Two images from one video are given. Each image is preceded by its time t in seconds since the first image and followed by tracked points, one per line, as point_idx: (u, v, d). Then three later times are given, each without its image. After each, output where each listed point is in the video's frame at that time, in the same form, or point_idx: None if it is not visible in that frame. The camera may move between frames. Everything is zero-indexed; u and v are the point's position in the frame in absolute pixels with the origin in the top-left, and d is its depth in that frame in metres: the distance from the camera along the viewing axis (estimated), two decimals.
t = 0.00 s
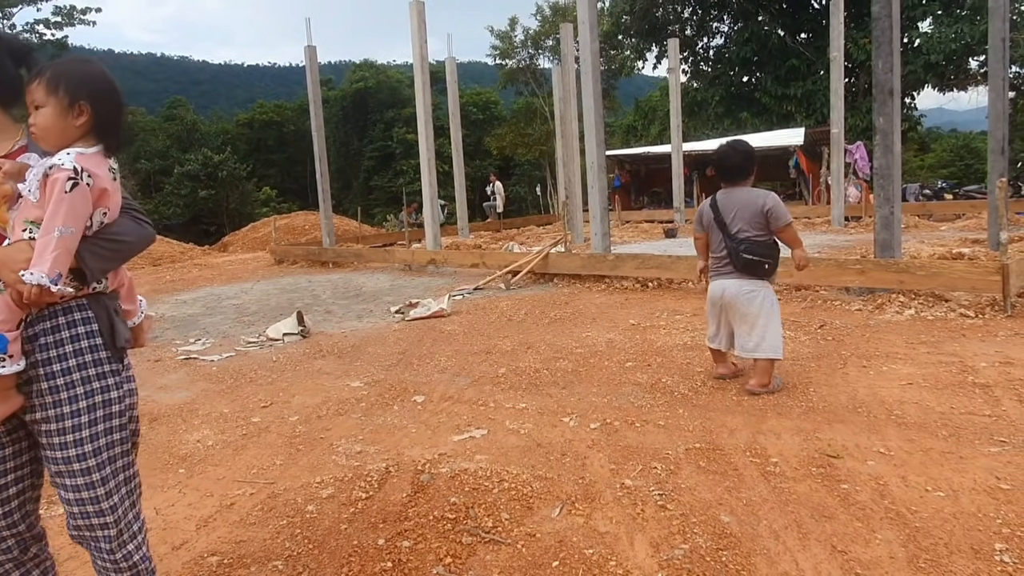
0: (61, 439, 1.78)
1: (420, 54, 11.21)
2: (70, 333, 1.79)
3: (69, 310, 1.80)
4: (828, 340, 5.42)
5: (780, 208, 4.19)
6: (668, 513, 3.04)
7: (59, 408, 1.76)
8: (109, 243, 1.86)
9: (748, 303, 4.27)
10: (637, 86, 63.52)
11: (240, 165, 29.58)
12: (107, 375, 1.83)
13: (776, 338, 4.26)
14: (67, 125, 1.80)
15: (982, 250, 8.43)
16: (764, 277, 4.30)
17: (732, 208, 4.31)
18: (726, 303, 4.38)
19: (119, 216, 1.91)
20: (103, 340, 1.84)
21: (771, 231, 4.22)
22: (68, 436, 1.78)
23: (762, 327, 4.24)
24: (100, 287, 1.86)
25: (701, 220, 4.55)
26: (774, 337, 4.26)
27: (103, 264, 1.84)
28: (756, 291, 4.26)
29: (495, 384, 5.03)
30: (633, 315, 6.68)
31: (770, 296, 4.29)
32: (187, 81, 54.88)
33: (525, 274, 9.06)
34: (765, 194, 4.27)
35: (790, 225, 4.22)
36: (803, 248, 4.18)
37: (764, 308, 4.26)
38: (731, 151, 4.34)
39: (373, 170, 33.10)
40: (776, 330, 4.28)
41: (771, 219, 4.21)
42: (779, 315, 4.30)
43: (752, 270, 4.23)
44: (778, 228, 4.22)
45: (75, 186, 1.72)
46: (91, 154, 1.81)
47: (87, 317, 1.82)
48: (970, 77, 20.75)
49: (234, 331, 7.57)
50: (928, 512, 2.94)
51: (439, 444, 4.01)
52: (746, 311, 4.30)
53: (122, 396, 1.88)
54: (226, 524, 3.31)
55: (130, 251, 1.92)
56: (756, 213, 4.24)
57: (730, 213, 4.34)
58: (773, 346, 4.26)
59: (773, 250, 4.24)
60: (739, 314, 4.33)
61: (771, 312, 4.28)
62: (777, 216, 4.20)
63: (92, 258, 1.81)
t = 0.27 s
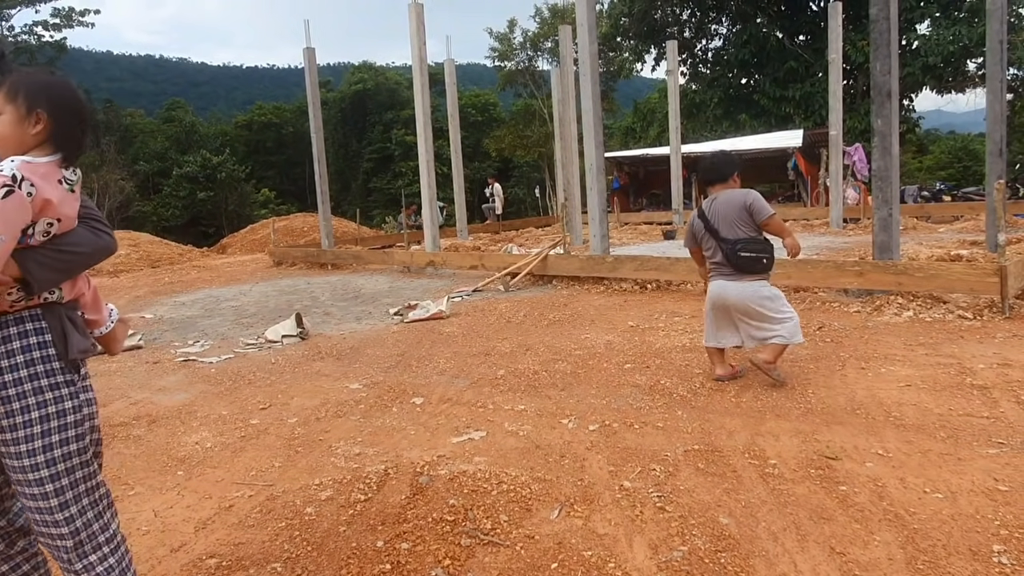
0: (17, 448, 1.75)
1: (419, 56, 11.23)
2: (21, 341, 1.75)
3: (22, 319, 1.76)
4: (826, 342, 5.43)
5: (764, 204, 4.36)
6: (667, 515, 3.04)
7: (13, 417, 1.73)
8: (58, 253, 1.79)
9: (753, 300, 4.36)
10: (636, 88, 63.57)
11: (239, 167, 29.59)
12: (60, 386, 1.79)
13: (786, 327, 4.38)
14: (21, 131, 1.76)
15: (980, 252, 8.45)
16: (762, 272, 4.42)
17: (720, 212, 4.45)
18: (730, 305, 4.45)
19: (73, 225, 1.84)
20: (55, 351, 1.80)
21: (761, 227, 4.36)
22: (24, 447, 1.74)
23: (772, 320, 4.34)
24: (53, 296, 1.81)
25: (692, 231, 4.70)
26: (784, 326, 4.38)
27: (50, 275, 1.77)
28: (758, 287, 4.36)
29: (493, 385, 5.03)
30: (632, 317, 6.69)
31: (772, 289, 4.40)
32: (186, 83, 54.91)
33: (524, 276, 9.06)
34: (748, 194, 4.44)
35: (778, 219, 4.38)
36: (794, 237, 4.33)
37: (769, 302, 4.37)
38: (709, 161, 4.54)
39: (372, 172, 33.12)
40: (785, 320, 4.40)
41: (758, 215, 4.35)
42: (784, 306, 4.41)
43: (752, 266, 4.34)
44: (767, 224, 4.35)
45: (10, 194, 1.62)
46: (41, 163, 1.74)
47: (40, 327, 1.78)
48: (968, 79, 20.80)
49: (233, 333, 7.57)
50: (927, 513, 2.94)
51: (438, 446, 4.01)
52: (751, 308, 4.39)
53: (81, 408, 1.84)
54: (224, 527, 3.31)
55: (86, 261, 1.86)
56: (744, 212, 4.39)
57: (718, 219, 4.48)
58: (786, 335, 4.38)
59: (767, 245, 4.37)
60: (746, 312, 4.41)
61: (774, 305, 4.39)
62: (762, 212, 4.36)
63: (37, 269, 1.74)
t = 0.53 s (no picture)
0: None
1: (419, 56, 11.23)
2: None
3: None
4: (825, 342, 5.43)
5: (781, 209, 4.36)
6: (666, 515, 3.05)
7: None
8: (26, 255, 1.78)
9: (756, 303, 4.39)
10: (635, 89, 63.62)
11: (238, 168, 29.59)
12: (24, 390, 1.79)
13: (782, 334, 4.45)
14: None
15: (979, 251, 8.46)
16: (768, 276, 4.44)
17: (735, 212, 4.46)
18: (733, 304, 4.48)
19: (42, 230, 1.83)
20: (19, 351, 1.79)
21: (774, 232, 4.38)
22: None
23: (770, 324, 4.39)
24: (25, 298, 1.81)
25: (705, 225, 4.69)
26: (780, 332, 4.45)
27: (14, 278, 1.75)
28: (763, 290, 4.39)
29: (493, 386, 5.03)
30: (631, 317, 6.69)
31: (775, 295, 4.44)
32: (185, 84, 54.95)
33: (523, 277, 9.06)
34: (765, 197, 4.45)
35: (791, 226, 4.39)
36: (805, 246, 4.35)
37: (772, 305, 4.40)
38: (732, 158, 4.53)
39: (372, 173, 33.12)
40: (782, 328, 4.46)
41: (772, 219, 4.35)
42: (785, 312, 4.44)
43: (759, 269, 4.36)
44: (779, 229, 4.36)
45: None
46: None
47: (8, 328, 1.78)
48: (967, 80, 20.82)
49: (232, 334, 7.57)
50: (926, 512, 2.94)
51: (437, 447, 4.00)
52: (753, 310, 4.43)
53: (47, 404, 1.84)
54: (224, 527, 3.30)
55: (60, 264, 1.86)
56: (759, 214, 4.39)
57: (733, 217, 4.49)
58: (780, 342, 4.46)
59: (777, 250, 4.38)
60: (746, 314, 4.44)
61: (776, 311, 4.42)
62: (779, 216, 4.36)
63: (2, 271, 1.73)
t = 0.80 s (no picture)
0: None
1: (419, 57, 11.22)
2: None
3: None
4: (827, 342, 5.42)
5: (813, 218, 4.39)
6: (668, 515, 3.04)
7: None
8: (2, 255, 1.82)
9: (770, 302, 4.48)
10: (635, 89, 63.58)
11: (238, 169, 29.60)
12: None
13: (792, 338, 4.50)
14: None
15: (980, 251, 8.45)
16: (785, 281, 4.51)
17: (768, 211, 4.50)
18: (748, 298, 4.59)
19: (16, 230, 1.88)
20: None
21: (800, 239, 4.43)
22: None
23: (781, 326, 4.47)
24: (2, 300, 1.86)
25: (737, 217, 4.76)
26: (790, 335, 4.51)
27: None
28: (778, 291, 4.48)
29: (494, 387, 5.02)
30: (632, 318, 6.68)
31: (790, 299, 4.51)
32: (185, 85, 54.97)
33: (524, 277, 9.06)
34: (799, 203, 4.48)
35: (818, 236, 4.42)
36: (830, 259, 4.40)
37: (785, 308, 4.49)
38: (778, 157, 4.53)
39: (372, 174, 33.13)
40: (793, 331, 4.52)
41: (800, 226, 4.40)
42: (796, 318, 4.52)
43: (778, 272, 4.44)
44: (806, 237, 4.41)
45: None
46: None
47: None
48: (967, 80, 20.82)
49: (233, 335, 7.57)
50: (927, 512, 2.94)
51: (438, 448, 4.00)
52: (766, 308, 4.52)
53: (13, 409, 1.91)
54: (225, 528, 3.30)
55: (32, 265, 1.89)
56: (790, 218, 4.43)
57: (764, 215, 4.54)
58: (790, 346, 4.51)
59: (798, 257, 4.45)
60: (758, 311, 4.54)
61: (788, 315, 4.50)
62: (809, 225, 4.39)
63: None
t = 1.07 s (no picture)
0: None
1: (419, 57, 11.22)
2: None
3: None
4: (828, 342, 5.42)
5: (827, 217, 4.36)
6: (671, 516, 3.04)
7: None
8: None
9: (779, 300, 4.54)
10: (636, 90, 63.60)
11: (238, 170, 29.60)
12: None
13: (801, 335, 4.55)
14: None
15: (982, 252, 8.44)
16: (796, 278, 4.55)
17: (782, 208, 4.50)
18: (759, 294, 4.66)
19: None
20: None
21: (813, 238, 4.42)
22: None
23: (789, 324, 4.53)
24: None
25: (755, 211, 4.78)
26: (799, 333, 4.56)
27: None
28: (787, 289, 4.52)
29: (495, 388, 5.02)
30: (633, 319, 6.68)
31: (801, 296, 4.55)
32: (186, 86, 55.01)
33: (525, 278, 9.05)
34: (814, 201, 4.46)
35: (834, 236, 4.39)
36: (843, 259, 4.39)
37: (794, 306, 4.53)
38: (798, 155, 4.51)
39: (372, 175, 33.14)
40: (801, 328, 4.57)
41: (816, 226, 4.39)
42: (805, 315, 4.57)
43: (788, 270, 4.48)
44: (822, 236, 4.41)
45: None
46: None
47: None
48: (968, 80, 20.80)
49: (234, 336, 7.57)
50: (931, 513, 2.93)
51: (440, 449, 4.00)
52: (776, 305, 4.59)
53: None
54: (227, 529, 3.30)
55: None
56: (802, 217, 4.43)
57: (778, 212, 4.55)
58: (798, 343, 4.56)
59: (811, 256, 4.46)
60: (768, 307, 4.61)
61: (798, 313, 4.55)
62: (822, 226, 4.37)
63: None
